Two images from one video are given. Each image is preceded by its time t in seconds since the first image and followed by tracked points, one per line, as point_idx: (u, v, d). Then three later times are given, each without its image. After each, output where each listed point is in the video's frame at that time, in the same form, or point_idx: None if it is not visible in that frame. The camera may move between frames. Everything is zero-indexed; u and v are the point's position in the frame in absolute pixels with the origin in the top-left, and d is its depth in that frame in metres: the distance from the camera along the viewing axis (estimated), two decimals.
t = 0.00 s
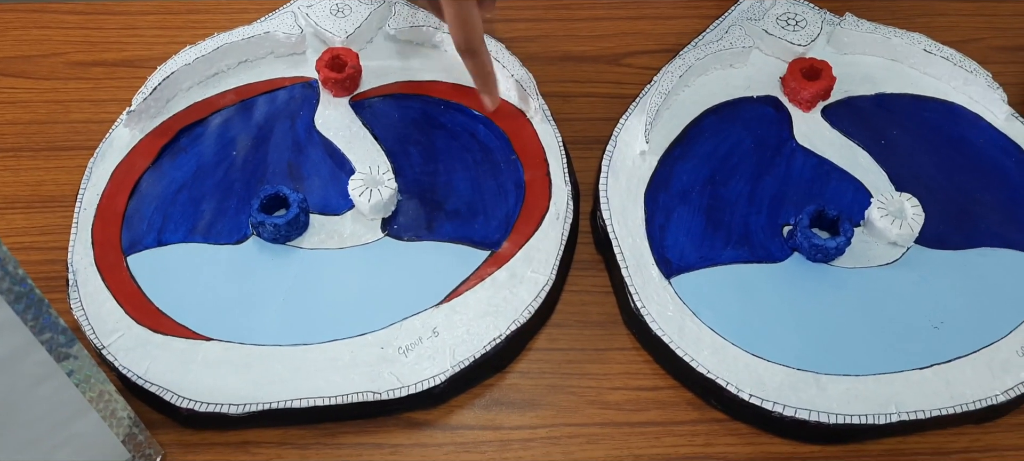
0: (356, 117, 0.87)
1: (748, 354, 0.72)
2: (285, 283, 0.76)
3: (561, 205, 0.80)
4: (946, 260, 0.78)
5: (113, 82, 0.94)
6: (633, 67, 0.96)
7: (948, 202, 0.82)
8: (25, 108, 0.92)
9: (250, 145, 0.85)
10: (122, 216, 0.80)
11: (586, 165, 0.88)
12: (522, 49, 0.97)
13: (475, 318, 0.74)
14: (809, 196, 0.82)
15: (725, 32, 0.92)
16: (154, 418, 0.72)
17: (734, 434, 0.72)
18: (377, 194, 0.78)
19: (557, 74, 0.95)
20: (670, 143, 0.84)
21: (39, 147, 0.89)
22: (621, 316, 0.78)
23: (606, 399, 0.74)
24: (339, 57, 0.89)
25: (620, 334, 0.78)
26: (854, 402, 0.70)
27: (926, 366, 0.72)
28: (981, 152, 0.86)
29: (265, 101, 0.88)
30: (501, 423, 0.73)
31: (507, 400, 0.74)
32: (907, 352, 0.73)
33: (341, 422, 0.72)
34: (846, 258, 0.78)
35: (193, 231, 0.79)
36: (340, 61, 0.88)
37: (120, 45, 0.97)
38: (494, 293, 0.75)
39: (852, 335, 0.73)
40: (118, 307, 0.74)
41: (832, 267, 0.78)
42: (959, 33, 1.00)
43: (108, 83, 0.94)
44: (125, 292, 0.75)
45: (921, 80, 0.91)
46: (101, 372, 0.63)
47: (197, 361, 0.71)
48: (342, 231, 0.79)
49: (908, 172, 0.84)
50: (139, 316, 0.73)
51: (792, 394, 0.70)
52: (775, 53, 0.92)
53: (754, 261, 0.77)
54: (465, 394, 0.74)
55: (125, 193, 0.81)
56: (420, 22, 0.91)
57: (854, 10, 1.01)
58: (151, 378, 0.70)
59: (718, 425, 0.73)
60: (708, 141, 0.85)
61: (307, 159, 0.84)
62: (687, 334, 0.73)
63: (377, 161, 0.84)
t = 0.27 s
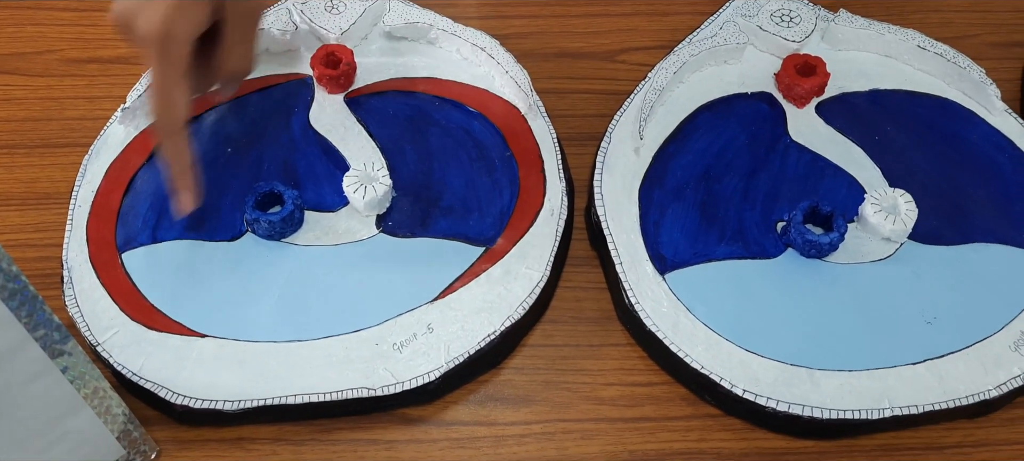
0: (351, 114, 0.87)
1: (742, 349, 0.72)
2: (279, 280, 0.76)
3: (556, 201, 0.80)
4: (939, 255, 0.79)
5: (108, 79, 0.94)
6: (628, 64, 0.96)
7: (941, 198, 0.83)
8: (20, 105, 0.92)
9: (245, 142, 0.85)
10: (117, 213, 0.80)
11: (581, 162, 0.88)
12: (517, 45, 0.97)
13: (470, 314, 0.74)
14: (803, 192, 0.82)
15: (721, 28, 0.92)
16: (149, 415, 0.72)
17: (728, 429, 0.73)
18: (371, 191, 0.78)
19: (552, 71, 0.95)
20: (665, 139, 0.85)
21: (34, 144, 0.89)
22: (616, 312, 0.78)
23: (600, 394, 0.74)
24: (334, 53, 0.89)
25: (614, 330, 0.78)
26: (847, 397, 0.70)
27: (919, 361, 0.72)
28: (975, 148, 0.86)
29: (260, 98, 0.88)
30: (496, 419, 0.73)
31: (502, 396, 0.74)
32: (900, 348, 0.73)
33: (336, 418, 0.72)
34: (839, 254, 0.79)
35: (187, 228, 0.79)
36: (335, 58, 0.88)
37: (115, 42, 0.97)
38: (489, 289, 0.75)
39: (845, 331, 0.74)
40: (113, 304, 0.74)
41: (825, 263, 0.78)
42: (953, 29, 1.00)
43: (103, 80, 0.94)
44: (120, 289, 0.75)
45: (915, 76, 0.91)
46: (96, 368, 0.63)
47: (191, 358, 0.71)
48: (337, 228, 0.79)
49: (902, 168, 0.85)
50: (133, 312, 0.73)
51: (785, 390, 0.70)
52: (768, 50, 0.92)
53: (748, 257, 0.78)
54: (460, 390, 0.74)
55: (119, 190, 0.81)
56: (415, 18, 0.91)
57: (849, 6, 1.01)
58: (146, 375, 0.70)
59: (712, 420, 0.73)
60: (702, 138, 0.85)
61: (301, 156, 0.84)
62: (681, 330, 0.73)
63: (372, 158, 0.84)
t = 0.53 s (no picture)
0: (349, 114, 0.87)
1: (739, 349, 0.72)
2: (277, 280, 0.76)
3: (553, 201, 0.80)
4: (937, 254, 0.79)
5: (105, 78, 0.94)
6: (625, 63, 0.96)
7: (938, 197, 0.83)
8: (17, 105, 0.92)
9: (242, 142, 0.85)
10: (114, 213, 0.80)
11: (579, 161, 0.88)
12: (515, 44, 0.97)
13: (467, 314, 0.74)
14: (800, 191, 0.82)
15: (718, 27, 0.92)
16: (147, 415, 0.72)
17: (725, 428, 0.73)
18: (369, 190, 0.79)
19: (549, 70, 0.95)
20: (662, 138, 0.85)
21: (31, 144, 0.89)
22: (613, 311, 0.79)
23: (598, 394, 0.74)
24: (331, 53, 0.89)
25: (611, 330, 0.78)
26: (844, 396, 0.70)
27: (915, 361, 0.72)
28: (972, 147, 0.86)
29: (257, 97, 0.88)
30: (493, 419, 0.73)
31: (500, 396, 0.74)
32: (897, 347, 0.73)
33: (333, 418, 0.72)
34: (836, 253, 0.79)
35: (185, 227, 0.79)
36: (332, 58, 0.88)
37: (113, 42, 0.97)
38: (486, 288, 0.75)
39: (842, 330, 0.74)
40: (110, 304, 0.74)
41: (822, 262, 0.78)
42: (951, 27, 1.00)
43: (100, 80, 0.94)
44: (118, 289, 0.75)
45: (912, 75, 0.91)
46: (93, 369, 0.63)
47: (189, 358, 0.71)
48: (335, 228, 0.79)
49: (899, 167, 0.85)
50: (130, 312, 0.73)
51: (782, 389, 0.70)
52: (765, 49, 0.92)
53: (745, 256, 0.78)
54: (457, 390, 0.74)
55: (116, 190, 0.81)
56: (412, 18, 0.91)
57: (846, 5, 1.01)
58: (143, 375, 0.70)
59: (709, 419, 0.73)
60: (699, 137, 0.85)
61: (299, 155, 0.84)
62: (679, 329, 0.73)
63: (369, 157, 0.84)
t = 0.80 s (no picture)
0: (350, 113, 0.87)
1: (740, 349, 0.72)
2: (277, 280, 0.76)
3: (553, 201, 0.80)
4: (938, 254, 0.79)
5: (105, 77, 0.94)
6: (625, 62, 0.96)
7: (940, 196, 0.83)
8: (16, 105, 0.92)
9: (243, 142, 0.84)
10: (115, 213, 0.79)
11: (579, 161, 0.88)
12: (515, 43, 0.97)
13: (467, 314, 0.74)
14: (801, 191, 0.82)
15: (719, 26, 0.92)
16: (147, 415, 0.72)
17: (726, 428, 0.73)
18: (369, 190, 0.78)
19: (550, 69, 0.95)
20: (663, 138, 0.84)
21: (31, 143, 0.89)
22: (614, 310, 0.78)
23: (599, 394, 0.74)
24: (331, 52, 0.88)
25: (612, 330, 0.78)
26: (845, 396, 0.70)
27: (917, 361, 0.72)
28: (973, 146, 0.86)
29: (258, 97, 0.88)
30: (494, 418, 0.73)
31: (500, 396, 0.74)
32: (898, 347, 0.73)
33: (334, 418, 0.72)
34: (838, 253, 0.78)
35: (185, 227, 0.79)
36: (332, 57, 0.88)
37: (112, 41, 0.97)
38: (487, 288, 0.75)
39: (843, 330, 0.74)
40: (110, 304, 0.74)
41: (824, 262, 0.78)
42: (952, 26, 1.00)
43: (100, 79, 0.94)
44: (118, 289, 0.75)
45: (914, 74, 0.91)
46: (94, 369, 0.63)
47: (189, 358, 0.71)
48: (335, 228, 0.79)
49: (900, 166, 0.85)
50: (131, 312, 0.73)
51: (784, 389, 0.70)
52: (766, 48, 0.92)
53: (746, 256, 0.78)
54: (458, 390, 0.74)
55: (117, 189, 0.81)
56: (412, 16, 0.90)
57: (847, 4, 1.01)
58: (144, 375, 0.70)
59: (710, 419, 0.73)
60: (700, 136, 0.85)
61: (299, 155, 0.84)
62: (679, 329, 0.73)
63: (370, 157, 0.84)
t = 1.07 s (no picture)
0: (350, 113, 0.87)
1: (740, 349, 0.72)
2: (277, 281, 0.76)
3: (553, 201, 0.80)
4: (939, 254, 0.79)
5: (104, 77, 0.94)
6: (626, 61, 0.96)
7: (941, 196, 0.82)
8: (16, 104, 0.91)
9: (242, 142, 0.84)
10: (114, 213, 0.79)
11: (579, 160, 0.88)
12: (515, 43, 0.97)
13: (467, 314, 0.73)
14: (802, 191, 0.82)
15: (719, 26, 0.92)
16: (147, 416, 0.72)
17: (727, 429, 0.73)
18: (369, 190, 0.78)
19: (550, 69, 0.95)
20: (663, 138, 0.84)
21: (31, 143, 0.89)
22: (614, 311, 0.78)
23: (599, 394, 0.74)
24: (331, 52, 0.88)
25: (612, 330, 0.78)
26: (846, 397, 0.70)
27: (918, 361, 0.72)
28: (974, 146, 0.86)
29: (258, 96, 0.88)
30: (494, 419, 0.73)
31: (501, 396, 0.74)
32: (899, 348, 0.73)
33: (334, 419, 0.72)
34: (839, 254, 0.78)
35: (185, 228, 0.79)
36: (332, 57, 0.88)
37: (112, 40, 0.97)
38: (487, 289, 0.75)
39: (844, 330, 0.74)
40: (110, 304, 0.73)
41: (825, 262, 0.78)
42: (953, 26, 1.00)
43: (100, 78, 0.93)
44: (118, 289, 0.75)
45: (915, 74, 0.91)
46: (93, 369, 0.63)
47: (188, 359, 0.71)
48: (335, 228, 0.79)
49: (901, 167, 0.84)
50: (130, 313, 0.73)
51: (784, 390, 0.70)
52: (767, 48, 0.92)
53: (747, 257, 0.77)
54: (458, 391, 0.74)
55: (116, 190, 0.81)
56: (412, 16, 0.90)
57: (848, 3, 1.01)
58: (143, 376, 0.70)
59: (710, 420, 0.73)
60: (700, 136, 0.85)
61: (298, 155, 0.84)
62: (680, 330, 0.73)
63: (370, 157, 0.83)
